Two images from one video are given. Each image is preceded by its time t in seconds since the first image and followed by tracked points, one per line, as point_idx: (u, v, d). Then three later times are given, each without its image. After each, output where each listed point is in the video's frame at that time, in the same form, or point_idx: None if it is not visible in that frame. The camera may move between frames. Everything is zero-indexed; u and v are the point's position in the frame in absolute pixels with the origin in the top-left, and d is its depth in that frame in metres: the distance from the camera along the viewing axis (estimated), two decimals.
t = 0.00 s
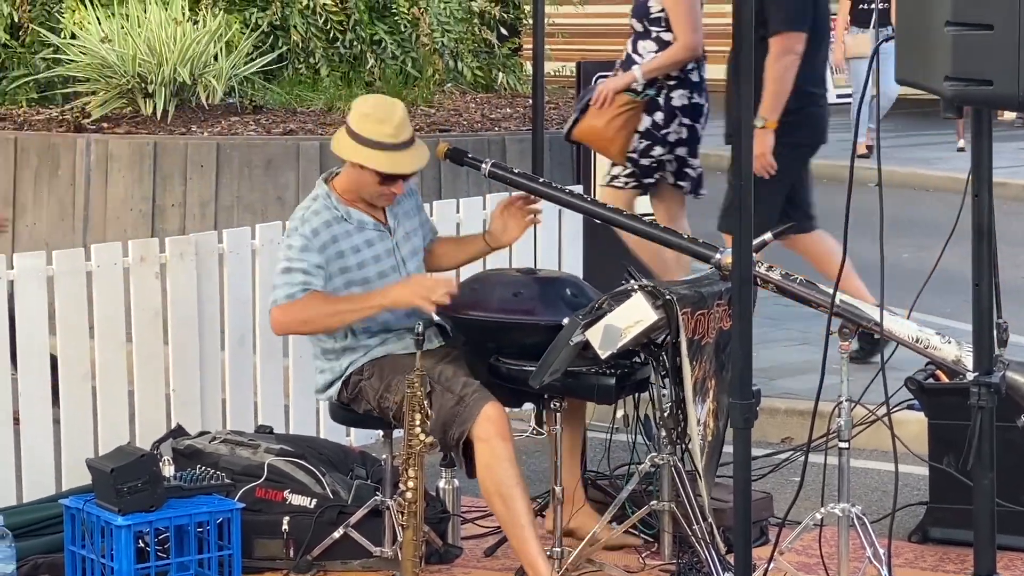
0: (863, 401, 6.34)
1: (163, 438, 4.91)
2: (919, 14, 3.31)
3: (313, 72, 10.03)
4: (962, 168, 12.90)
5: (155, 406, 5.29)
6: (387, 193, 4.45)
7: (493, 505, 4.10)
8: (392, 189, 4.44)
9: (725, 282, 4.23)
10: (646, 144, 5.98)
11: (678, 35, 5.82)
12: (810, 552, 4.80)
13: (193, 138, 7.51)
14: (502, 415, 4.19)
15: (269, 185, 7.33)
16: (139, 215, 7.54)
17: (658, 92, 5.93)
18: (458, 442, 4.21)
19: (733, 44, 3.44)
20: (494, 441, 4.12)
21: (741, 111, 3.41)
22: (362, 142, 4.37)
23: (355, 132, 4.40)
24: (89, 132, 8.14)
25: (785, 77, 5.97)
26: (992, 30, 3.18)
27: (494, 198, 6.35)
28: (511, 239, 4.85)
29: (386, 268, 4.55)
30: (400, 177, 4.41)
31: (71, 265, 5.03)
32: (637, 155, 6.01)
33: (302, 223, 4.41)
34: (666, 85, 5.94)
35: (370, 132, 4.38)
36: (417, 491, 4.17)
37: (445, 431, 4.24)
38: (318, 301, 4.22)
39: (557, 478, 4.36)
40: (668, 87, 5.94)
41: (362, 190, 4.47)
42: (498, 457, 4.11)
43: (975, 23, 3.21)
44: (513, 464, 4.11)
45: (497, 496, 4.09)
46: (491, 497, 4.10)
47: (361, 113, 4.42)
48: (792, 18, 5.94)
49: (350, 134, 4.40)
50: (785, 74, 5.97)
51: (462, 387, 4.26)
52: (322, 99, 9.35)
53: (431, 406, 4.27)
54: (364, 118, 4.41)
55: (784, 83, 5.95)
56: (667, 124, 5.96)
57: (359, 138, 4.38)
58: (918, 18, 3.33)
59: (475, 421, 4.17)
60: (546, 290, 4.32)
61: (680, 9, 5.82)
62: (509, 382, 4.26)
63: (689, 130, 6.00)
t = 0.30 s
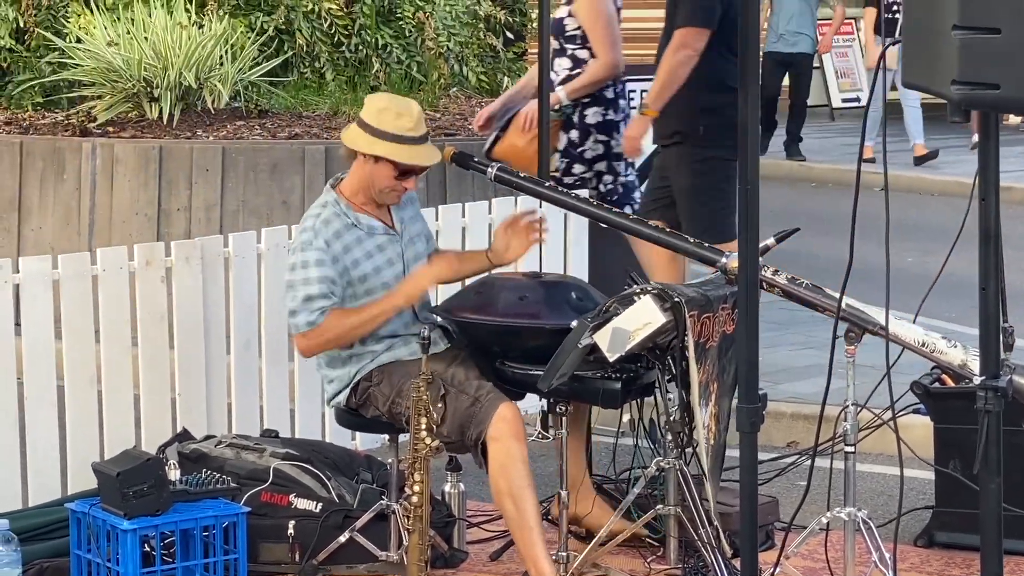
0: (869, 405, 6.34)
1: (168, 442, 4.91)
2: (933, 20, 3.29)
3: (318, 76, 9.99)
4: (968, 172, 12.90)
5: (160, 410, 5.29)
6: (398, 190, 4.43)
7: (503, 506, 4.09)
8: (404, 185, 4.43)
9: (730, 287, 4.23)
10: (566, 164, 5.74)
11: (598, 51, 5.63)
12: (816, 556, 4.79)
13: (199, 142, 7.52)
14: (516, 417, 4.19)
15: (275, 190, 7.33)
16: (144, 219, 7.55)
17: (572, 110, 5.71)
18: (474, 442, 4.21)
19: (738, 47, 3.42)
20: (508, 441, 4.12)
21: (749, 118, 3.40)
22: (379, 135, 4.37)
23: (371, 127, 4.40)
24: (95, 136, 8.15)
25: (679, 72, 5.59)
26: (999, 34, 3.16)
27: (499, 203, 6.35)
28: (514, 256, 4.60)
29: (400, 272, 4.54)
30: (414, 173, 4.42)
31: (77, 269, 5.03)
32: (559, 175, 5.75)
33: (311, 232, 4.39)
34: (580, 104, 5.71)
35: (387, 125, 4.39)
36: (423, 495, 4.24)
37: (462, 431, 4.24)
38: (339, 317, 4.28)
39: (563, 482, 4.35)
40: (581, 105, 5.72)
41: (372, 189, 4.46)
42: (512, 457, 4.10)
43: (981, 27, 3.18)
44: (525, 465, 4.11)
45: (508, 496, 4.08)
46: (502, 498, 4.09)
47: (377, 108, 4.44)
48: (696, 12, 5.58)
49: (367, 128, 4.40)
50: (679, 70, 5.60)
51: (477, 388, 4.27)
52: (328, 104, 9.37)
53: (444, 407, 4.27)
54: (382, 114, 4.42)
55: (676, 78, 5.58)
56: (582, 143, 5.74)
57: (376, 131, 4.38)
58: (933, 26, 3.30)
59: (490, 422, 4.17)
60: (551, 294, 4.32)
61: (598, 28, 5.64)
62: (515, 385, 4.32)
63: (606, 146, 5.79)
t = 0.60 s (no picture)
0: (873, 410, 6.34)
1: (172, 446, 4.92)
2: (937, 22, 3.28)
3: (322, 82, 10.05)
4: (972, 176, 12.90)
5: (163, 415, 5.30)
6: (398, 173, 4.46)
7: (499, 516, 4.11)
8: (403, 168, 4.46)
9: (735, 292, 4.22)
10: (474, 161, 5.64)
11: (502, 47, 5.55)
12: (819, 561, 4.78)
13: (202, 147, 7.52)
14: (511, 424, 4.18)
15: (279, 194, 7.43)
16: (148, 224, 7.54)
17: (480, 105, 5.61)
18: (469, 448, 4.19)
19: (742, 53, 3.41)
20: (501, 450, 4.12)
21: (750, 120, 3.39)
22: (376, 115, 4.41)
23: (368, 109, 4.45)
24: (100, 141, 8.15)
25: (597, 90, 5.97)
26: (1003, 40, 3.13)
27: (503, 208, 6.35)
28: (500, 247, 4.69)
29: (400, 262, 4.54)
30: (413, 156, 4.44)
31: (82, 274, 5.03)
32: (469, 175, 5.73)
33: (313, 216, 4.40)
34: (489, 97, 5.63)
35: (383, 106, 4.43)
36: (427, 499, 4.22)
37: (457, 436, 4.22)
38: (335, 277, 4.27)
39: (567, 486, 4.36)
40: (490, 99, 5.63)
41: (371, 174, 4.49)
42: (505, 467, 4.11)
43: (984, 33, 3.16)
44: (520, 475, 4.11)
45: (502, 506, 4.10)
46: (497, 509, 4.10)
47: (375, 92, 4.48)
48: (611, 29, 5.98)
49: (364, 109, 4.45)
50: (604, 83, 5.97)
51: (477, 393, 4.25)
52: (331, 109, 9.40)
53: (445, 409, 4.24)
54: (378, 96, 4.46)
55: (597, 94, 5.97)
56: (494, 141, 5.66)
57: (374, 112, 4.42)
58: (936, 29, 3.29)
59: (485, 429, 4.16)
60: (555, 298, 4.32)
61: (503, 19, 5.56)
62: (519, 390, 4.29)
63: (512, 141, 5.70)
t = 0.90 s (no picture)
0: (875, 414, 6.33)
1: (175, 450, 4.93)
2: (939, 25, 3.28)
3: (324, 85, 10.03)
4: (974, 180, 12.89)
5: (166, 419, 5.30)
6: (390, 162, 4.46)
7: (497, 518, 4.13)
8: (394, 158, 4.46)
9: (739, 295, 4.22)
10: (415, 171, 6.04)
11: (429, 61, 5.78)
12: (823, 564, 4.76)
13: (205, 150, 7.53)
14: (510, 425, 4.18)
15: (281, 198, 7.39)
16: (150, 227, 7.55)
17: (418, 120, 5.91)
18: (467, 448, 4.18)
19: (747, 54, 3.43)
20: (499, 452, 4.12)
21: (753, 123, 3.40)
22: (361, 108, 4.44)
23: (353, 106, 4.48)
24: (102, 144, 8.17)
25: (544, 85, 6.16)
26: (1005, 43, 3.13)
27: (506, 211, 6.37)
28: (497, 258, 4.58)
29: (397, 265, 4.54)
30: (402, 144, 4.44)
31: (84, 276, 5.04)
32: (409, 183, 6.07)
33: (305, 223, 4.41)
34: (421, 110, 5.91)
35: (366, 100, 4.45)
36: (430, 503, 4.22)
37: (456, 437, 4.20)
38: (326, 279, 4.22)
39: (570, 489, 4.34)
40: (423, 112, 5.92)
41: (363, 170, 4.50)
42: (503, 470, 4.11)
43: (987, 36, 3.15)
44: (518, 477, 4.12)
45: (501, 508, 4.11)
46: (495, 511, 4.12)
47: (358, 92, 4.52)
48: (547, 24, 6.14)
49: (349, 106, 4.48)
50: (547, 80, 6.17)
51: (477, 395, 4.27)
52: (334, 113, 9.39)
53: (444, 410, 4.23)
54: (360, 94, 4.49)
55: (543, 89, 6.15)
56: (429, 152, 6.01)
57: (359, 107, 4.45)
58: (938, 32, 3.30)
59: (483, 431, 4.16)
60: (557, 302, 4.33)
61: (429, 34, 5.77)
62: (520, 394, 4.28)
63: (445, 152, 6.06)
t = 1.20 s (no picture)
0: (876, 416, 6.34)
1: (176, 451, 4.93)
2: (940, 28, 3.29)
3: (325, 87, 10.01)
4: (975, 182, 12.90)
5: (167, 420, 5.30)
6: (406, 174, 4.46)
7: (497, 520, 4.08)
8: (411, 170, 4.46)
9: (740, 297, 4.23)
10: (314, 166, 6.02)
11: (348, 56, 5.87)
12: (824, 566, 4.77)
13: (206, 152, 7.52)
14: (510, 429, 4.17)
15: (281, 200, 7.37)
16: (151, 229, 7.55)
17: (320, 113, 5.98)
18: (468, 448, 4.19)
19: (747, 56, 3.44)
20: (500, 454, 4.11)
21: (754, 125, 3.41)
22: (380, 117, 4.41)
23: (370, 114, 4.43)
24: (103, 146, 8.17)
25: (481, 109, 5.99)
26: (1005, 45, 3.13)
27: (506, 213, 6.37)
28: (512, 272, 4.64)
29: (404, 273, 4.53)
30: (419, 155, 4.46)
31: (84, 278, 5.04)
32: (305, 177, 6.04)
33: (320, 239, 4.36)
34: (329, 107, 6.02)
35: (385, 109, 4.42)
36: (431, 505, 4.24)
37: (457, 436, 4.22)
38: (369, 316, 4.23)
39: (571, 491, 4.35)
40: (330, 110, 6.03)
41: (376, 179, 4.47)
42: (504, 470, 4.08)
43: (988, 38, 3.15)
44: (519, 479, 4.09)
45: (502, 509, 4.07)
46: (495, 513, 4.07)
47: (369, 100, 4.48)
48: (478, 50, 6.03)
49: (366, 115, 4.43)
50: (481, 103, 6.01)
51: (480, 395, 4.25)
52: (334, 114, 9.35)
53: (445, 411, 4.25)
54: (377, 99, 4.46)
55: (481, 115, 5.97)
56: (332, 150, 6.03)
57: (378, 116, 4.41)
58: (939, 35, 3.30)
59: (484, 432, 4.15)
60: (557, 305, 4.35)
61: (347, 30, 5.87)
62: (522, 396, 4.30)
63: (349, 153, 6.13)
